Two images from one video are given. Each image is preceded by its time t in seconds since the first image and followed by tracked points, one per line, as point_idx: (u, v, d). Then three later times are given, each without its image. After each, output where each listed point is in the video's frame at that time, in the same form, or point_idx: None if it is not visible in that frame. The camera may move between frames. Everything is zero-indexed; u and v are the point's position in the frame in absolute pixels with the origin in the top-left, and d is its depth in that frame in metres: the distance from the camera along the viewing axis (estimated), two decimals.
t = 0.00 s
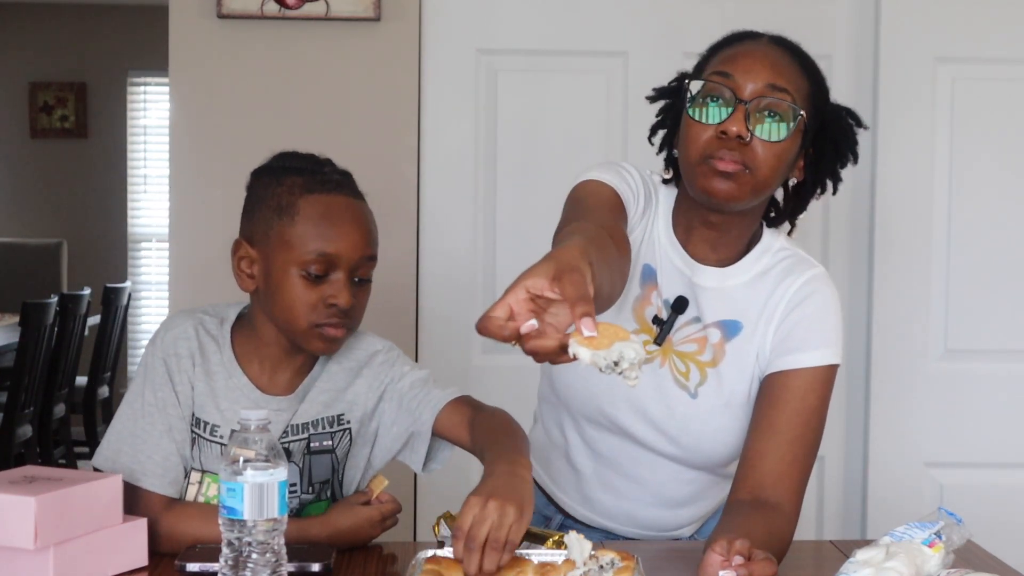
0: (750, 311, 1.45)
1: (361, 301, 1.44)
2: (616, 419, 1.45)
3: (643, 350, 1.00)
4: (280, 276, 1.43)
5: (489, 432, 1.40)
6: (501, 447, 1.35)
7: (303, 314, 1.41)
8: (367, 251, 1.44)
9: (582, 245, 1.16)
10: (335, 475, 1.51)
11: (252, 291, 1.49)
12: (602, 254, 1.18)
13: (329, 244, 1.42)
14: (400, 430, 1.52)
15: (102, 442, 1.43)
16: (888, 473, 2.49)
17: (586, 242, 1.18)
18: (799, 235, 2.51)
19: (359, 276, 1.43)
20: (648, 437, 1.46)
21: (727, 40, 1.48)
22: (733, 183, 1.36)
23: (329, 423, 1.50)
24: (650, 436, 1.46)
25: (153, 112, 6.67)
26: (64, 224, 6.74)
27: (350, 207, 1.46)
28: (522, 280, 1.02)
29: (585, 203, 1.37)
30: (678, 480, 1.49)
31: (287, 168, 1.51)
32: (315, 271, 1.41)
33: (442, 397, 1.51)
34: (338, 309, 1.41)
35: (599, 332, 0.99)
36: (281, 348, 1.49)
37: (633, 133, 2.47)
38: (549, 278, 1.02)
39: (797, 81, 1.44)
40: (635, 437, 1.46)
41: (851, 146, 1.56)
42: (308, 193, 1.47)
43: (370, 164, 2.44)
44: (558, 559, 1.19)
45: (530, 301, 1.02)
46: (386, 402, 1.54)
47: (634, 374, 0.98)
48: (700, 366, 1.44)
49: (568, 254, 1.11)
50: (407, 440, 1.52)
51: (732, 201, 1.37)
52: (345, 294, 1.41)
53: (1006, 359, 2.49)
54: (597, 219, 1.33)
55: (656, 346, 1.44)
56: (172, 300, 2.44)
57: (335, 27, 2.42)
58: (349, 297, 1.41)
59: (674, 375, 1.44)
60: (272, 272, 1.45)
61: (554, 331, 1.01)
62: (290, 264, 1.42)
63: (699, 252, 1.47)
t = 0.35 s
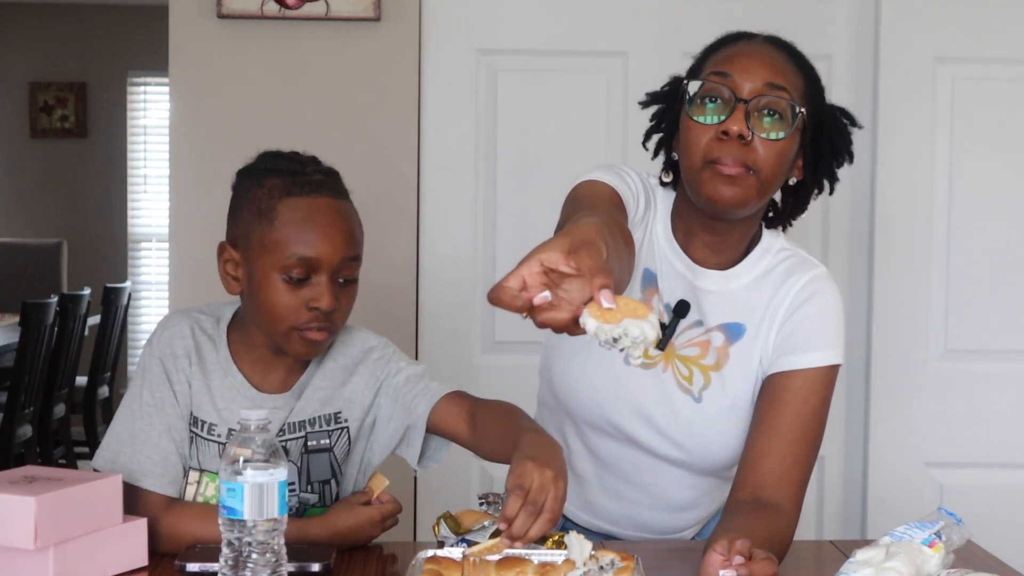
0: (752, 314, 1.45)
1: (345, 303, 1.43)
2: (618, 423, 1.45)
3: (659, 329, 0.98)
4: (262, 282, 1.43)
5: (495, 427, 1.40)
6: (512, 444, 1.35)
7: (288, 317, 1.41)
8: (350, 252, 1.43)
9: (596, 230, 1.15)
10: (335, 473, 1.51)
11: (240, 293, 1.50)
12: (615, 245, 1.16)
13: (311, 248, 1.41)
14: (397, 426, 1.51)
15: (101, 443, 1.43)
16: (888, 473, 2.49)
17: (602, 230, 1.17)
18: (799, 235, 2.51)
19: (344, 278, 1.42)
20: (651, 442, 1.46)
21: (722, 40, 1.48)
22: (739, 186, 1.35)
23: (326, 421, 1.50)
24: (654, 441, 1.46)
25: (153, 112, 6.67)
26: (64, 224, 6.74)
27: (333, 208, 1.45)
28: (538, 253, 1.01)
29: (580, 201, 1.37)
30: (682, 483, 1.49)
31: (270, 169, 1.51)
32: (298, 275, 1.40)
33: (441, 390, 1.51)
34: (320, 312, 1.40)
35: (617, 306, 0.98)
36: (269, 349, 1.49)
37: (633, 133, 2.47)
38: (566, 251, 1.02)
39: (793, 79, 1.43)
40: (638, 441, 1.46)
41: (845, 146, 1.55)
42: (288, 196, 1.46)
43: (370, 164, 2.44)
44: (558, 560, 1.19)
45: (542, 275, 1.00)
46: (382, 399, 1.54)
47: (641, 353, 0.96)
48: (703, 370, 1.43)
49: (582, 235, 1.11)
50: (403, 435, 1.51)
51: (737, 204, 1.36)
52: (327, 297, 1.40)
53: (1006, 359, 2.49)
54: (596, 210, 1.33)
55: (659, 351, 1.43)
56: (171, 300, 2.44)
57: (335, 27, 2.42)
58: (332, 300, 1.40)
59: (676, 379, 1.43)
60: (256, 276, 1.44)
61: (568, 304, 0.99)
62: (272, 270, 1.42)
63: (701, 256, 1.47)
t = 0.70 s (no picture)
0: (749, 313, 1.45)
1: (333, 298, 1.43)
2: (617, 423, 1.45)
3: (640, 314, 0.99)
4: (249, 277, 1.43)
5: (501, 431, 1.41)
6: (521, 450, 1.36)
7: (274, 311, 1.41)
8: (336, 247, 1.43)
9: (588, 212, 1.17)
10: (333, 472, 1.51)
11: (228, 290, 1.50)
12: (611, 225, 1.18)
13: (297, 243, 1.41)
14: (399, 428, 1.51)
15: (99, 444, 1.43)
16: (888, 473, 2.49)
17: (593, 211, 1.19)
18: (799, 235, 2.51)
19: (329, 272, 1.42)
20: (650, 443, 1.45)
21: (712, 38, 1.48)
22: (729, 181, 1.36)
23: (324, 419, 1.50)
24: (653, 442, 1.45)
25: (153, 112, 6.67)
26: (64, 224, 6.75)
27: (320, 203, 1.45)
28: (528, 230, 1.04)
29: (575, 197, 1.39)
30: (682, 483, 1.49)
31: (254, 166, 1.51)
32: (282, 269, 1.41)
33: (444, 395, 1.51)
34: (306, 307, 1.40)
35: (600, 287, 1.00)
36: (262, 347, 1.48)
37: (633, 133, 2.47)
38: (555, 231, 1.05)
39: (784, 77, 1.44)
40: (637, 441, 1.46)
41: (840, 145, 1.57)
42: (271, 191, 1.46)
43: (370, 164, 2.44)
44: (558, 560, 1.18)
45: (530, 252, 1.03)
46: (381, 399, 1.54)
47: (617, 335, 0.97)
48: (701, 368, 1.43)
49: (574, 216, 1.13)
50: (404, 436, 1.51)
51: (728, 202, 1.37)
52: (312, 291, 1.40)
53: (1007, 360, 2.49)
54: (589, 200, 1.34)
55: (656, 349, 1.43)
56: (171, 301, 2.44)
57: (335, 26, 2.42)
58: (318, 294, 1.40)
59: (674, 378, 1.43)
60: (242, 272, 1.45)
61: (550, 281, 1.02)
62: (257, 264, 1.42)
63: (697, 254, 1.48)
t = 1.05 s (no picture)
0: (731, 299, 1.48)
1: (318, 284, 1.44)
2: (603, 403, 1.47)
3: (609, 310, 1.04)
4: (232, 266, 1.44)
5: (497, 425, 1.43)
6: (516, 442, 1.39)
7: (258, 298, 1.41)
8: (318, 232, 1.44)
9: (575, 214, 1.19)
10: (328, 468, 1.50)
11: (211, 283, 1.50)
12: (593, 220, 1.22)
13: (279, 230, 1.42)
14: (393, 422, 1.52)
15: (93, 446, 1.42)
16: (889, 473, 2.49)
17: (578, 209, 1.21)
18: (799, 235, 2.51)
19: (312, 258, 1.43)
20: (636, 421, 1.47)
21: (678, 22, 1.52)
22: (702, 160, 1.39)
23: (318, 413, 1.50)
24: (636, 419, 1.47)
25: (153, 112, 6.68)
26: (65, 224, 6.74)
27: (300, 188, 1.47)
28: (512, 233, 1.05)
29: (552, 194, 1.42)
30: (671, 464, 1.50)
31: (235, 159, 1.52)
32: (265, 256, 1.42)
33: (436, 388, 1.53)
34: (290, 292, 1.40)
35: (576, 285, 1.04)
36: (250, 340, 1.48)
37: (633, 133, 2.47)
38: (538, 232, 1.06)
39: (749, 56, 1.48)
40: (623, 420, 1.48)
41: (806, 121, 1.61)
42: (253, 180, 1.48)
43: (370, 163, 2.45)
44: (558, 560, 1.18)
45: (514, 254, 1.04)
46: (374, 391, 1.55)
47: (580, 332, 1.02)
48: (682, 347, 1.46)
49: (556, 216, 1.15)
50: (400, 428, 1.52)
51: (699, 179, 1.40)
52: (296, 277, 1.41)
53: (1006, 359, 2.49)
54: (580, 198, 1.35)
55: (639, 329, 1.46)
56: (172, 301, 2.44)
57: (335, 26, 2.42)
58: (300, 280, 1.41)
59: (657, 358, 1.46)
60: (225, 261, 1.45)
61: (531, 282, 1.04)
62: (240, 252, 1.43)
63: (673, 234, 1.50)
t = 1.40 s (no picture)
0: (722, 275, 1.51)
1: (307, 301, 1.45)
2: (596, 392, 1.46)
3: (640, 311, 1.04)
4: (230, 279, 1.40)
5: (468, 402, 1.47)
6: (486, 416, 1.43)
7: (258, 320, 1.41)
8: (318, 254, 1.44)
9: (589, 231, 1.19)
10: (312, 457, 1.50)
11: (195, 284, 1.45)
12: (603, 227, 1.23)
13: (286, 254, 1.40)
14: (368, 406, 1.54)
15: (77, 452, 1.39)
16: (889, 473, 2.49)
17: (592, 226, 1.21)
18: (799, 235, 2.50)
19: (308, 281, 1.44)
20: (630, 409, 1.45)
21: (670, 14, 1.54)
22: (689, 153, 1.44)
23: (298, 400, 1.51)
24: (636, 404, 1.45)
25: (153, 112, 6.69)
26: (65, 224, 6.75)
27: (307, 210, 1.44)
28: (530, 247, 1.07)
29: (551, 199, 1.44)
30: (670, 452, 1.48)
31: (242, 166, 1.45)
32: (269, 278, 1.39)
33: (408, 369, 1.55)
34: (288, 314, 1.41)
35: (602, 290, 1.05)
36: (222, 336, 1.46)
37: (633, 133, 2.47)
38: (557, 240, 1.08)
39: (739, 49, 1.50)
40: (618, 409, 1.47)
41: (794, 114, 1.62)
42: (267, 200, 1.41)
43: (370, 163, 2.45)
44: (558, 560, 1.18)
45: (537, 265, 1.06)
46: (347, 374, 1.56)
47: (612, 336, 1.03)
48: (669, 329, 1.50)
49: (569, 224, 1.16)
50: (376, 412, 1.54)
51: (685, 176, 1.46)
52: (297, 301, 1.41)
53: (1006, 359, 2.49)
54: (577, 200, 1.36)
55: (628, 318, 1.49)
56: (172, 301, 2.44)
57: (335, 27, 2.42)
58: (299, 302, 1.42)
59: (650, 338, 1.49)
60: (221, 271, 1.41)
61: (556, 291, 1.06)
62: (242, 269, 1.40)
63: (663, 222, 1.54)
